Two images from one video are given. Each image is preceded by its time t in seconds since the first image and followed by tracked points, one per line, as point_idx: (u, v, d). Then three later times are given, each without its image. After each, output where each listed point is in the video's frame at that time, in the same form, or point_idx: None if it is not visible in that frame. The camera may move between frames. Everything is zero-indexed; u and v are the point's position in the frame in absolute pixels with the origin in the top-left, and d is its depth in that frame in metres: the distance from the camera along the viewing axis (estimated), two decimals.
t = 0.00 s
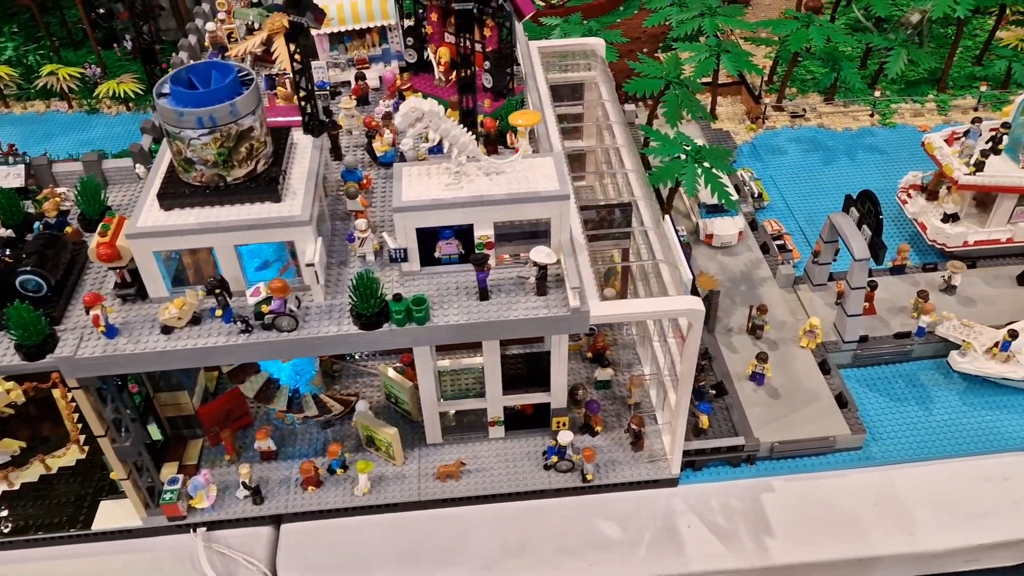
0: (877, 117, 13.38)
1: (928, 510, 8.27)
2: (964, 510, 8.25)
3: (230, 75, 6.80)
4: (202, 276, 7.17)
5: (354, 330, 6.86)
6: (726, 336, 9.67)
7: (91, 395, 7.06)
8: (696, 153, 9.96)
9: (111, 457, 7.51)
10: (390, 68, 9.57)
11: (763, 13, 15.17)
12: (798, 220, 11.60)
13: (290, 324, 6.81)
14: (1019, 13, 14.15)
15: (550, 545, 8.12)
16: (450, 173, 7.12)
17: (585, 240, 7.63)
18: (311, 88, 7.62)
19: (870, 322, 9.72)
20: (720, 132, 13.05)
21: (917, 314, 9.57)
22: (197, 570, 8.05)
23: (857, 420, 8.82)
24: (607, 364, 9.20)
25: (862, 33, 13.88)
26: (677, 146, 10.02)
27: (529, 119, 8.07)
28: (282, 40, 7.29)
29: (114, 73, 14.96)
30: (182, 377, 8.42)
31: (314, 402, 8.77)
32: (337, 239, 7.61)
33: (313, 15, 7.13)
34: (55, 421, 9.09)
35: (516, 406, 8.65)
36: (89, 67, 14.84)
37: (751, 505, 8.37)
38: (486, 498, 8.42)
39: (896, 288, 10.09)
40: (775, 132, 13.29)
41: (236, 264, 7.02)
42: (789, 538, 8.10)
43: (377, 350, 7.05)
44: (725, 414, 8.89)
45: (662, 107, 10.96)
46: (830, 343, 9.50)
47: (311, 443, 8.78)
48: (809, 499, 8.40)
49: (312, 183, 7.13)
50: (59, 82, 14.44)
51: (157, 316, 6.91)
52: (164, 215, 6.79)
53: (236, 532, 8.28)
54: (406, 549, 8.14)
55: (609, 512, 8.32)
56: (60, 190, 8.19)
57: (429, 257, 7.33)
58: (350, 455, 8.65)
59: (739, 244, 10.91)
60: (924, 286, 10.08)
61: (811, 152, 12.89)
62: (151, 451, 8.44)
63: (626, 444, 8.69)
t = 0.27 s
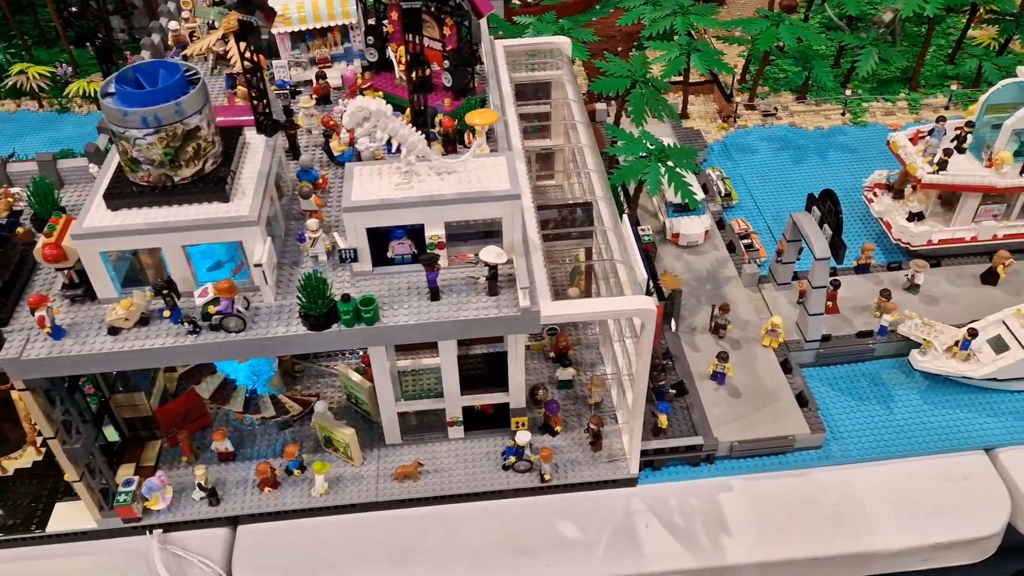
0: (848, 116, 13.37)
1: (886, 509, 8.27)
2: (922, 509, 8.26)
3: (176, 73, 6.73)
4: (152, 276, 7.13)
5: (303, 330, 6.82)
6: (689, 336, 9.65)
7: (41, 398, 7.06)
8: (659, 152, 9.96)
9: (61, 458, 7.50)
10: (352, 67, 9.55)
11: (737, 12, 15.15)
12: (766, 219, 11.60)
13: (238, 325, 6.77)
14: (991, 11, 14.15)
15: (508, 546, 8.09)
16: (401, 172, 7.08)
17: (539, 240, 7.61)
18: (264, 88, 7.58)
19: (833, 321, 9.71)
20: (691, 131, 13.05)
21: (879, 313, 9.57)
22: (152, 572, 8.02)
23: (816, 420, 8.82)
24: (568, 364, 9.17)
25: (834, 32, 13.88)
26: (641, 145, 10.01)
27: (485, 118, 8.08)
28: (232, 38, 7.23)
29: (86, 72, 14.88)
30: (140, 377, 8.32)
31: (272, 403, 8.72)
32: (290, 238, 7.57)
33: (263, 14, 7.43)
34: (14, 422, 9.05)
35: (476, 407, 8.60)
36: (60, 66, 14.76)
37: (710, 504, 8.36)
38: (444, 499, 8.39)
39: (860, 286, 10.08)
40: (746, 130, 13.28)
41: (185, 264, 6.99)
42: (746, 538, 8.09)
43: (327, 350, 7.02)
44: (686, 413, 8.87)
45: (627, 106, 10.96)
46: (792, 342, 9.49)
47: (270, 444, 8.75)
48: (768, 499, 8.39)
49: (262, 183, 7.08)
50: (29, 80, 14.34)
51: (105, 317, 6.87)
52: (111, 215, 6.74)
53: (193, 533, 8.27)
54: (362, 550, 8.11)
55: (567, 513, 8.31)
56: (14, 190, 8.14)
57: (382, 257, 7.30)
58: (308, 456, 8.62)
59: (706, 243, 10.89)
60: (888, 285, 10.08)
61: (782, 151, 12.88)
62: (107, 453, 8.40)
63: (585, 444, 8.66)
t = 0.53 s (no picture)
0: (817, 114, 13.36)
1: (838, 505, 8.28)
2: (874, 505, 8.28)
3: (117, 68, 6.73)
4: (96, 272, 7.13)
5: (245, 326, 6.81)
6: (647, 333, 9.66)
7: None
8: (618, 150, 9.96)
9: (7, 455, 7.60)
10: (310, 64, 9.57)
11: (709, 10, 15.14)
12: (731, 217, 11.60)
13: (180, 321, 6.75)
14: (961, 10, 14.16)
15: (459, 543, 8.08)
16: (345, 168, 7.06)
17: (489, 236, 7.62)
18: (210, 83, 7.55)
19: (792, 318, 9.72)
20: (659, 128, 13.05)
21: (837, 311, 9.58)
22: (102, 569, 7.99)
23: (771, 417, 8.83)
24: (525, 361, 9.17)
25: (804, 30, 13.88)
26: (601, 142, 9.98)
27: (438, 114, 8.22)
28: (177, 34, 7.20)
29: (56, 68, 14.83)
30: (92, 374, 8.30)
31: (224, 400, 8.71)
32: (237, 235, 7.55)
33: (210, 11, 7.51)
34: None
35: (430, 403, 8.62)
36: (30, 62, 14.70)
37: (662, 501, 8.37)
38: (397, 496, 8.38)
39: (820, 284, 10.09)
40: (715, 128, 13.28)
41: (129, 261, 6.99)
42: (697, 535, 8.10)
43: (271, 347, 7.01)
44: (641, 410, 8.88)
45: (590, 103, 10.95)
46: (750, 340, 9.49)
47: (224, 441, 8.75)
48: (720, 495, 8.39)
49: (206, 179, 7.07)
50: None
51: (47, 313, 6.85)
52: (52, 211, 6.73)
53: (145, 530, 8.24)
54: (313, 546, 8.10)
55: (519, 510, 8.30)
56: None
57: (328, 253, 7.29)
58: (261, 453, 8.61)
59: (669, 241, 10.90)
60: (848, 282, 10.09)
61: (750, 148, 12.88)
62: (59, 450, 8.38)
63: (539, 441, 8.66)
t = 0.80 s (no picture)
0: (788, 113, 13.40)
1: (790, 502, 8.34)
2: (826, 501, 8.34)
3: (65, 63, 6.74)
4: (47, 267, 7.18)
5: (193, 322, 6.85)
6: (608, 330, 9.71)
7: None
8: (581, 148, 10.01)
9: None
10: (272, 61, 9.64)
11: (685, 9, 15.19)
12: (698, 215, 11.65)
13: (127, 317, 6.78)
14: (934, 10, 14.20)
15: (412, 538, 8.12)
16: (294, 165, 7.10)
17: (441, 234, 7.68)
18: (163, 79, 7.59)
19: (752, 316, 9.77)
20: (630, 127, 13.10)
21: (796, 308, 9.63)
22: (57, 563, 8.02)
23: (727, 414, 8.88)
24: (485, 357, 9.20)
25: (777, 29, 13.92)
26: (564, 140, 10.01)
27: (393, 110, 8.30)
28: (127, 30, 7.21)
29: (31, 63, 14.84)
30: (49, 368, 8.34)
31: (182, 395, 8.70)
32: (190, 231, 7.59)
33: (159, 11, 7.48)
34: None
35: (388, 399, 8.62)
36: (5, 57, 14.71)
37: (617, 498, 8.42)
38: (353, 491, 8.42)
39: (781, 282, 10.14)
40: (687, 127, 13.33)
41: (78, 256, 7.04)
42: (650, 531, 8.14)
43: (220, 342, 7.06)
44: (598, 407, 8.93)
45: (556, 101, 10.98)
46: (709, 337, 9.54)
47: (183, 437, 8.80)
48: (675, 492, 8.44)
49: (156, 175, 7.09)
50: None
51: None
52: None
53: (102, 525, 8.27)
54: (267, 541, 8.13)
55: (474, 505, 8.35)
56: None
57: (279, 249, 7.32)
58: (219, 448, 8.66)
59: (634, 239, 10.94)
60: (810, 281, 10.14)
61: (720, 147, 12.93)
62: (17, 445, 8.42)
63: (496, 437, 8.71)
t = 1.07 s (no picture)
0: (761, 114, 13.48)
1: (744, 498, 8.42)
2: (779, 498, 8.41)
3: (16, 61, 6.82)
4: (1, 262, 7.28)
5: (143, 317, 6.94)
6: (569, 328, 9.80)
7: None
8: (545, 146, 10.08)
9: None
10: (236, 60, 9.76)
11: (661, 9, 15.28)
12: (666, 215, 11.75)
13: (78, 312, 6.85)
14: (908, 11, 14.25)
15: (367, 532, 8.20)
16: (245, 162, 7.18)
17: (395, 231, 7.78)
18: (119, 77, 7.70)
19: (712, 314, 9.86)
20: (602, 126, 13.20)
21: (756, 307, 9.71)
22: (15, 556, 8.07)
23: (683, 411, 8.96)
24: (446, 354, 9.28)
25: (750, 30, 14.01)
26: (527, 138, 10.09)
27: (350, 108, 8.41)
28: (82, 27, 7.29)
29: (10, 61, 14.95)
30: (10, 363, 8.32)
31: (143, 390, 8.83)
32: (146, 227, 7.68)
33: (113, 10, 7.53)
34: None
35: (348, 395, 8.76)
36: None
37: (572, 493, 8.50)
38: (310, 485, 8.52)
39: (743, 281, 10.23)
40: (659, 127, 13.42)
41: (32, 252, 7.13)
42: (603, 526, 8.22)
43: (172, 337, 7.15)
44: (555, 403, 9.02)
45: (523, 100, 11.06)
46: (669, 335, 9.63)
47: (143, 432, 8.89)
48: (629, 488, 8.53)
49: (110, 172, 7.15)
50: None
51: None
52: None
53: (61, 518, 8.33)
54: (223, 534, 8.20)
55: (430, 500, 8.43)
56: None
57: (234, 247, 7.45)
58: (179, 442, 8.76)
59: (600, 237, 11.02)
60: (772, 279, 10.23)
61: (691, 147, 13.02)
62: None
63: (454, 433, 8.82)
